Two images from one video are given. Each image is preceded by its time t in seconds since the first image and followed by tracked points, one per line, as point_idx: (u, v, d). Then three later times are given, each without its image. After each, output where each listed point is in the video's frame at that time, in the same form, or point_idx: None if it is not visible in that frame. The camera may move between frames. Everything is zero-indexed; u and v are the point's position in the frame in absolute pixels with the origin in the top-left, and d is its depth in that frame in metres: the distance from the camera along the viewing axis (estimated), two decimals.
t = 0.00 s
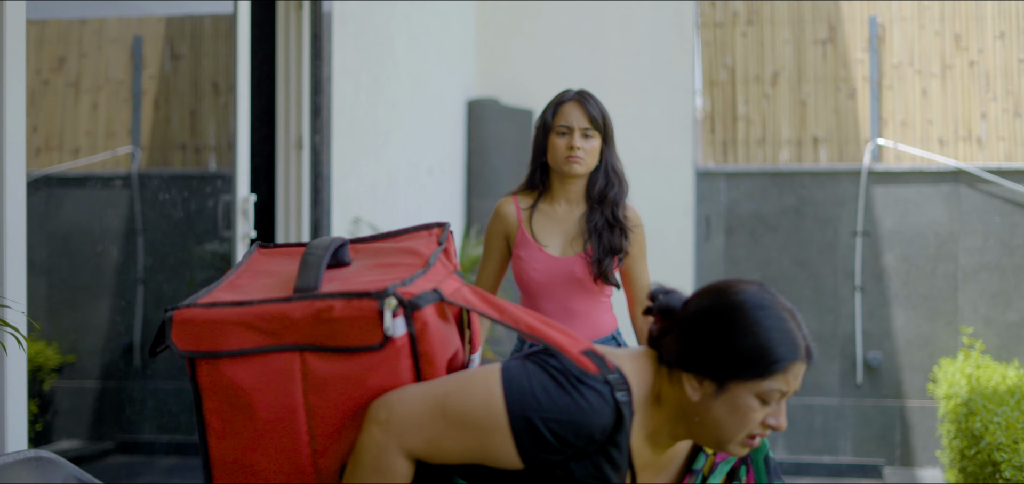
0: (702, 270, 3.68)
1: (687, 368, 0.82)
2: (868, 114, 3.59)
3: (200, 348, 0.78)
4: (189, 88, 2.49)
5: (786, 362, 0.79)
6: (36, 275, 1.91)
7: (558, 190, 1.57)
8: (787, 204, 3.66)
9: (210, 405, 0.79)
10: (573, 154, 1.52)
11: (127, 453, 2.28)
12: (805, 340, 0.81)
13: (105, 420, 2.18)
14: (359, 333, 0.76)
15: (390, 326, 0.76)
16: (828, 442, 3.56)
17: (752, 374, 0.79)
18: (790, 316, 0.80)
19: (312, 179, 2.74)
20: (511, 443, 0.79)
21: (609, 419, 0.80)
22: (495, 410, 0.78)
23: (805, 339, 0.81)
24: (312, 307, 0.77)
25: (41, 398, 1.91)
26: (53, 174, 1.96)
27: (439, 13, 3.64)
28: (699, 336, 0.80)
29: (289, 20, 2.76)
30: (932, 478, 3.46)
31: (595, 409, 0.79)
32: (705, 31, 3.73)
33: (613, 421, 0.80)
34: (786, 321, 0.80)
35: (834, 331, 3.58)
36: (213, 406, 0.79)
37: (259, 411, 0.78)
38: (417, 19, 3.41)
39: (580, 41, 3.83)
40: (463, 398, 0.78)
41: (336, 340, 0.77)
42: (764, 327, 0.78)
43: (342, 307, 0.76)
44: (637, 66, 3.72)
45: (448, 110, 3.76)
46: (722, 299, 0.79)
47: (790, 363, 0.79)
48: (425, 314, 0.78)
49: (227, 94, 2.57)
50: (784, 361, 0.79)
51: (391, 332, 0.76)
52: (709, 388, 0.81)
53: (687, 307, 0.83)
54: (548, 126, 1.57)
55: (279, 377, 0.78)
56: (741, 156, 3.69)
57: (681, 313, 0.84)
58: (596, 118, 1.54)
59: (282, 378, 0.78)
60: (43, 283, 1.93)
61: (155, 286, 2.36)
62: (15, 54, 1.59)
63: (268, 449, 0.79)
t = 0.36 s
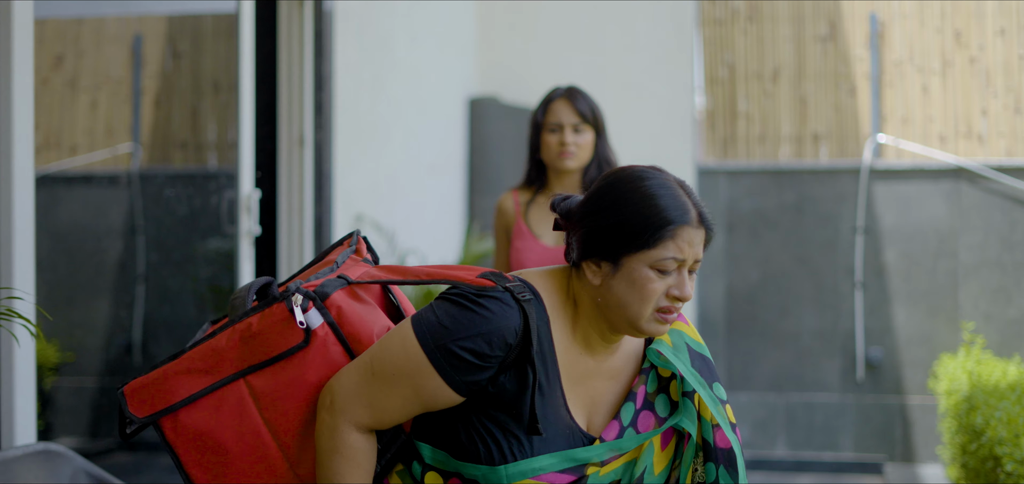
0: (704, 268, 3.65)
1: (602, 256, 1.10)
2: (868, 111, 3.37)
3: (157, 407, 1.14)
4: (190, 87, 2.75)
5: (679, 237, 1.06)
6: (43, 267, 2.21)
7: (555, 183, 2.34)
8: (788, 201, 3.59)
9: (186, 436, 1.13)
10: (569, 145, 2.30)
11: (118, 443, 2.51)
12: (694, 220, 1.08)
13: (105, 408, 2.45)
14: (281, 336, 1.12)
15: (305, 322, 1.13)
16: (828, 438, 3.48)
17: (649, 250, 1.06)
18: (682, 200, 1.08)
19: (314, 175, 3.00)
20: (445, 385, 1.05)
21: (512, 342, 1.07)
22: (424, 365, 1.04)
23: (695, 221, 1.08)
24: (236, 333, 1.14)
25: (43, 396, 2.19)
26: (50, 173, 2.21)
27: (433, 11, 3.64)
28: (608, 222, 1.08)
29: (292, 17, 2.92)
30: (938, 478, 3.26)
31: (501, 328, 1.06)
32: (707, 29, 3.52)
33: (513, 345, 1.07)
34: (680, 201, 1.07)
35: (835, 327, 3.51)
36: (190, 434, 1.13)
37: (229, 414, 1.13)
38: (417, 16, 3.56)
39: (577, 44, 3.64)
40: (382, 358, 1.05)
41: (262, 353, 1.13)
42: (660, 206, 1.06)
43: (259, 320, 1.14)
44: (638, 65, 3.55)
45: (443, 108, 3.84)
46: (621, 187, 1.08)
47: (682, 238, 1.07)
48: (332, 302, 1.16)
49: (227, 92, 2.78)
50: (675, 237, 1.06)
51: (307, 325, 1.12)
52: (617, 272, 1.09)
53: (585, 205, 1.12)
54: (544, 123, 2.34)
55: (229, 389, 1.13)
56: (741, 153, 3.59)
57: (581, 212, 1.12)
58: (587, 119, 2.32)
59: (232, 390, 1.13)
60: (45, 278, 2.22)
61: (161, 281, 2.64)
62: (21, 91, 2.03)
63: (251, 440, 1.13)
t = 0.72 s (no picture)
0: (710, 270, 3.62)
1: (560, 197, 1.27)
2: (873, 111, 3.33)
3: (163, 430, 1.34)
4: (197, 88, 2.83)
5: (627, 178, 1.25)
6: (60, 272, 2.25)
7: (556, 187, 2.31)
8: (794, 202, 3.54)
9: (195, 448, 1.35)
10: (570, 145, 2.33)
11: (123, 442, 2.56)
12: (641, 163, 1.27)
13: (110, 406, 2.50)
14: (264, 336, 1.34)
15: (281, 317, 1.35)
16: (834, 439, 3.47)
17: (600, 192, 1.24)
18: (629, 144, 1.26)
19: (323, 177, 3.02)
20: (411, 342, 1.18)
21: (468, 288, 1.22)
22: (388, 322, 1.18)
23: (642, 164, 1.27)
24: (223, 346, 1.36)
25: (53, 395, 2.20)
26: (57, 175, 2.22)
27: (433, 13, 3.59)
28: (564, 165, 1.26)
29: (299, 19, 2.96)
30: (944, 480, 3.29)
31: (453, 275, 1.20)
32: (713, 30, 3.53)
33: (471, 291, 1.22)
34: (628, 145, 1.26)
35: (841, 327, 3.46)
36: (198, 445, 1.35)
37: (230, 418, 1.35)
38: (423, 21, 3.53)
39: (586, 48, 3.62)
40: (356, 331, 1.21)
41: (248, 360, 1.35)
42: (611, 149, 1.25)
43: (240, 328, 1.36)
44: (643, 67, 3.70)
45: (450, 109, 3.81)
46: (576, 133, 1.26)
47: (628, 179, 1.25)
48: (306, 299, 1.38)
49: (233, 93, 2.90)
50: (625, 178, 1.25)
51: (284, 321, 1.35)
52: (571, 213, 1.27)
53: (541, 154, 1.29)
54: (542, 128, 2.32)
55: (225, 395, 1.35)
56: (748, 154, 3.54)
57: (538, 162, 1.29)
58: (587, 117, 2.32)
59: (227, 396, 1.35)
60: (59, 274, 2.26)
61: (172, 281, 2.74)
62: (33, 90, 2.05)
63: (252, 435, 1.34)
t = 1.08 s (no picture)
0: (726, 270, 3.67)
1: (521, 174, 1.30)
2: (890, 111, 3.34)
3: (170, 444, 1.38)
4: (214, 88, 2.86)
5: (582, 150, 1.27)
6: (80, 273, 2.28)
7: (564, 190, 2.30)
8: (809, 201, 3.61)
9: (201, 458, 1.39)
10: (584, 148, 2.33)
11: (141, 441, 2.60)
12: (596, 136, 1.28)
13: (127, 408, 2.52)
14: (264, 339, 1.41)
15: (280, 318, 1.43)
16: (851, 439, 3.51)
17: (557, 165, 1.26)
18: (584, 117, 1.28)
19: (340, 178, 3.11)
20: (405, 314, 1.23)
21: (450, 256, 1.27)
22: (377, 295, 1.23)
23: (597, 136, 1.29)
24: (225, 354, 1.43)
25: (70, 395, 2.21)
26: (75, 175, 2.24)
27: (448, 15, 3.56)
28: (522, 141, 1.29)
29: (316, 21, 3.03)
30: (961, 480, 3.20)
31: (435, 243, 1.25)
32: (728, 30, 3.53)
33: (450, 262, 1.26)
34: (582, 118, 1.27)
35: (857, 328, 3.50)
36: (204, 454, 1.39)
37: (236, 424, 1.40)
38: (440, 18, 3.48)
39: (600, 51, 3.60)
40: (346, 313, 1.26)
41: (249, 366, 1.41)
42: (564, 123, 1.27)
43: (240, 336, 1.43)
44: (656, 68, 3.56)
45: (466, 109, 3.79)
46: (533, 110, 1.29)
47: (584, 153, 1.27)
48: (300, 300, 1.45)
49: (250, 93, 2.96)
50: (579, 151, 1.26)
51: (283, 321, 1.42)
52: (531, 188, 1.29)
53: (504, 132, 1.33)
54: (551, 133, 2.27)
55: (230, 402, 1.40)
56: (764, 154, 3.59)
57: (501, 140, 1.33)
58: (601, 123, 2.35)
59: (231, 402, 1.41)
60: (84, 269, 2.30)
61: (190, 282, 2.78)
62: (54, 88, 2.07)
63: (258, 435, 1.40)
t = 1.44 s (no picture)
0: (759, 269, 3.75)
1: (491, 158, 1.27)
2: (924, 110, 3.52)
3: (171, 454, 1.33)
4: (245, 88, 2.87)
5: (543, 116, 1.25)
6: (113, 273, 2.29)
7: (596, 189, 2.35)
8: (842, 201, 3.72)
9: (203, 467, 1.34)
10: (598, 152, 2.30)
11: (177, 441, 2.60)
12: (554, 101, 1.27)
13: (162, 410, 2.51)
14: (259, 341, 1.36)
15: (273, 320, 1.37)
16: (885, 440, 3.67)
17: (523, 135, 1.24)
18: (537, 86, 1.27)
19: (372, 178, 3.12)
20: (397, 299, 1.17)
21: (439, 243, 1.21)
22: (365, 285, 1.18)
23: (555, 102, 1.27)
24: (222, 359, 1.38)
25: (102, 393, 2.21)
26: (109, 174, 2.25)
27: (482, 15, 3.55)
28: (484, 126, 1.26)
29: (349, 21, 3.05)
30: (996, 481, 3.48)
31: (424, 233, 1.20)
32: (760, 28, 3.65)
33: (437, 246, 1.21)
34: (535, 85, 1.27)
35: (891, 327, 3.65)
36: (206, 462, 1.34)
37: (237, 431, 1.35)
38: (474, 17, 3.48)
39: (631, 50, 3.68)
40: (338, 312, 1.20)
41: (247, 370, 1.36)
42: (519, 94, 1.25)
43: (236, 340, 1.38)
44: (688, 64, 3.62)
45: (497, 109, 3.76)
46: (485, 94, 1.27)
47: (547, 117, 1.25)
48: (294, 302, 1.39)
49: (281, 93, 2.93)
50: (540, 116, 1.25)
51: (276, 323, 1.37)
52: (506, 168, 1.26)
53: (467, 128, 1.30)
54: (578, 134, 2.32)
55: (229, 408, 1.36)
56: (798, 154, 3.72)
57: (467, 136, 1.31)
58: (618, 128, 2.34)
59: (231, 409, 1.36)
60: (116, 270, 2.30)
61: (223, 282, 2.79)
62: (88, 88, 2.07)
63: (257, 439, 1.35)
